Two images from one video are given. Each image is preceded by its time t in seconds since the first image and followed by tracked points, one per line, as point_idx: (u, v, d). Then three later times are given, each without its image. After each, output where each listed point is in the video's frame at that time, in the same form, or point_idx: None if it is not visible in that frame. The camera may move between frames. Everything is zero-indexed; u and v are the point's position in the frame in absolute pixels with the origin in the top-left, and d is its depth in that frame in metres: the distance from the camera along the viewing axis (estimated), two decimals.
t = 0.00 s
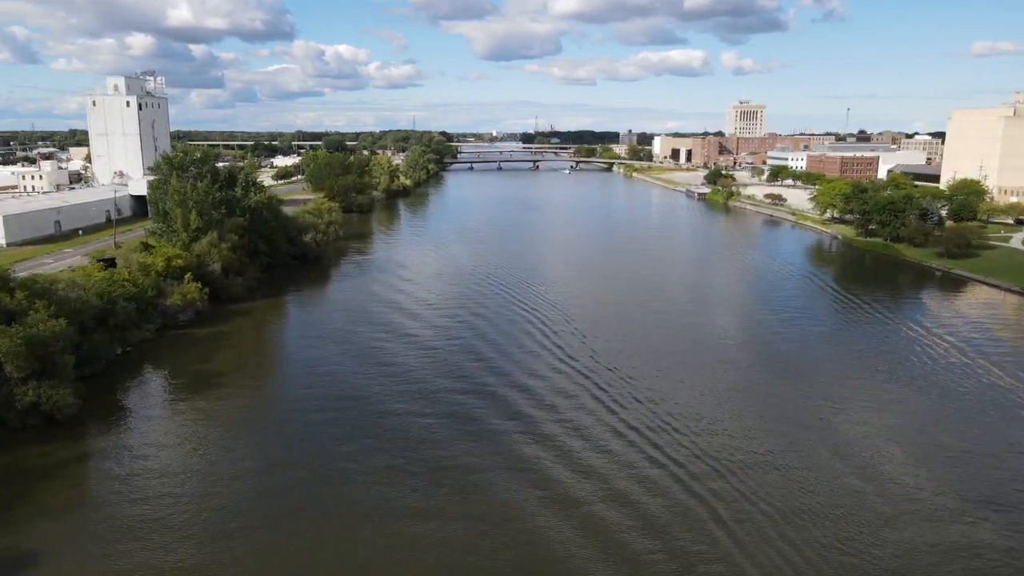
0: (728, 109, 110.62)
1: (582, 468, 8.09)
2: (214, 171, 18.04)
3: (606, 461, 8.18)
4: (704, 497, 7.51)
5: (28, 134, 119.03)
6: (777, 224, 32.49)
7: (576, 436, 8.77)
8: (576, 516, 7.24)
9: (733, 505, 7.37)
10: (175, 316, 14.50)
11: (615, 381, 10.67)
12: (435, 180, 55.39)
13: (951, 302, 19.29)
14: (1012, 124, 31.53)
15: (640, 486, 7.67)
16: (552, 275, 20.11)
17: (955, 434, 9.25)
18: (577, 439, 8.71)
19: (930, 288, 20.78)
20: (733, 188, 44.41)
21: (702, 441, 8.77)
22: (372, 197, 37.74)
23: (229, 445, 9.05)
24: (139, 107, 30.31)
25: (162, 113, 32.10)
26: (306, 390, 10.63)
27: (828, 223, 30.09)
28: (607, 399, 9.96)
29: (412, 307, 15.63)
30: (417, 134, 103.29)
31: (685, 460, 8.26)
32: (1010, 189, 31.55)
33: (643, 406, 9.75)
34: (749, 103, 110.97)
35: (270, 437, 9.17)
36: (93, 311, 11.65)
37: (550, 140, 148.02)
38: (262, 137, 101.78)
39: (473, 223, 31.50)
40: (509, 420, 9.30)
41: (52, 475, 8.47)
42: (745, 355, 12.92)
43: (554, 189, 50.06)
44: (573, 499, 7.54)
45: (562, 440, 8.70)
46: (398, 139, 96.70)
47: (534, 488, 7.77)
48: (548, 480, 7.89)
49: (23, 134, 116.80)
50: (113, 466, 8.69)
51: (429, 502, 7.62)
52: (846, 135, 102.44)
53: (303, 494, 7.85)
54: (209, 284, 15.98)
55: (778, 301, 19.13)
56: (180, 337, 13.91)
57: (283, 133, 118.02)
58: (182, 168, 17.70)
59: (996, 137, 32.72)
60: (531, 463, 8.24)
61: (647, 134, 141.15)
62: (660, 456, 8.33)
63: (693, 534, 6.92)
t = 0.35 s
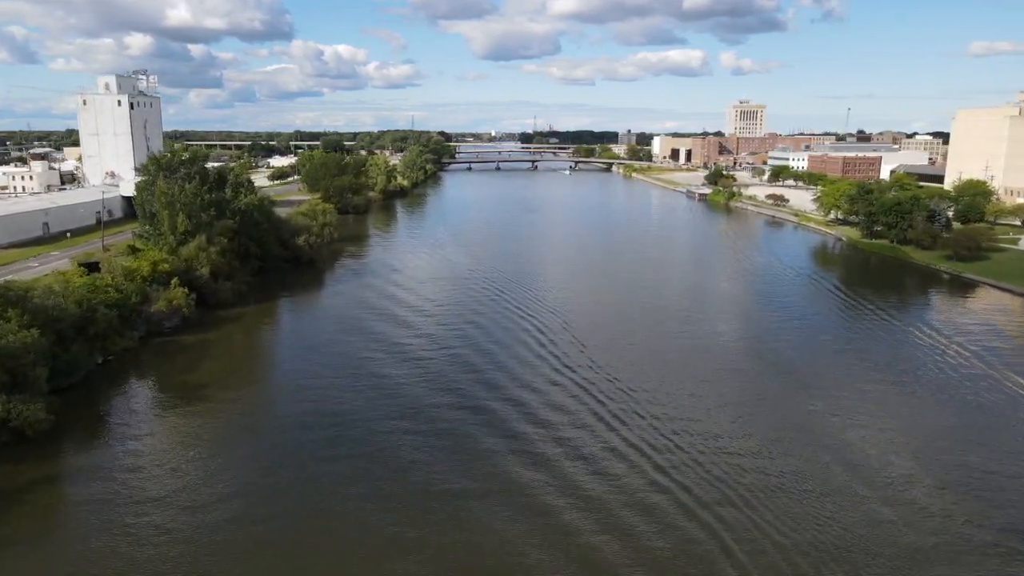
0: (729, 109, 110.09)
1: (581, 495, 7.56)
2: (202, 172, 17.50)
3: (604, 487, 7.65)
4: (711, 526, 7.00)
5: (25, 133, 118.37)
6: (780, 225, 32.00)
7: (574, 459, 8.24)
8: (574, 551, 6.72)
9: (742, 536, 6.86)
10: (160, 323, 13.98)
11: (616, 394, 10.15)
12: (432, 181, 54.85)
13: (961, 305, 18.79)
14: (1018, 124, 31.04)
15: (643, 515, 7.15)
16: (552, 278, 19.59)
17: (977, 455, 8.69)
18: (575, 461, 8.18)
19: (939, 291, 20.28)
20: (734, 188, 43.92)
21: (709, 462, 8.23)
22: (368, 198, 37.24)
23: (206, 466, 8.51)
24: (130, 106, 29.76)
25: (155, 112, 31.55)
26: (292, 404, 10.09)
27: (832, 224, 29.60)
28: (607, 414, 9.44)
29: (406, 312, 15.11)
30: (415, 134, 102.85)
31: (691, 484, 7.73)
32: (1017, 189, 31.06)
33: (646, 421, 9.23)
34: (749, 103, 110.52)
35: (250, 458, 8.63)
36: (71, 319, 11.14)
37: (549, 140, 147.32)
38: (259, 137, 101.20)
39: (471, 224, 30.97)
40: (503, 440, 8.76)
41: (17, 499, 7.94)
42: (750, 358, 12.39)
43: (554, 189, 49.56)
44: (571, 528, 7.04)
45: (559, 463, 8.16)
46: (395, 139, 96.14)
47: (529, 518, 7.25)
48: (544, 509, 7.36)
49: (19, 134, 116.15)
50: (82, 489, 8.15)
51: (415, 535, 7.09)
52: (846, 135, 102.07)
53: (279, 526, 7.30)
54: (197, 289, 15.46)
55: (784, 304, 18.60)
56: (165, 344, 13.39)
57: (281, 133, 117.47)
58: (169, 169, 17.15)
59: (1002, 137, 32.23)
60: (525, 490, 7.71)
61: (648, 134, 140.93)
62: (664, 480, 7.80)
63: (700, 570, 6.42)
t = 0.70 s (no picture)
0: (730, 109, 109.61)
1: (581, 526, 7.04)
2: (192, 173, 16.96)
3: (606, 516, 7.13)
4: (721, 560, 6.50)
5: (22, 134, 117.80)
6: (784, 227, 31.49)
7: (574, 483, 7.73)
8: None
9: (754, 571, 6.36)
10: (146, 330, 13.48)
11: (618, 408, 9.63)
12: (431, 181, 54.33)
13: (973, 309, 18.28)
14: None
15: (647, 548, 6.65)
16: (551, 280, 19.08)
17: (1003, 477, 8.15)
18: (574, 485, 7.67)
19: (949, 294, 19.75)
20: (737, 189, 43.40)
21: (718, 485, 7.71)
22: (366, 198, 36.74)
23: (182, 489, 7.98)
24: (123, 106, 29.25)
25: (148, 111, 31.03)
26: (277, 419, 9.56)
27: (837, 226, 29.10)
28: (609, 430, 8.93)
29: (402, 318, 14.60)
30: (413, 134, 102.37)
31: (699, 512, 7.20)
32: None
33: (651, 439, 8.72)
34: (750, 103, 109.91)
35: (229, 481, 8.10)
36: (48, 328, 10.66)
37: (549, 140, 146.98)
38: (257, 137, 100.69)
39: (471, 225, 30.47)
40: (498, 462, 8.23)
41: None
42: (758, 366, 11.88)
43: (554, 190, 49.05)
44: (570, 563, 6.53)
45: (558, 489, 7.64)
46: (394, 139, 95.67)
47: (525, 551, 6.74)
48: (541, 541, 6.85)
49: (17, 134, 115.66)
50: (50, 514, 7.63)
51: (402, 570, 6.57)
52: (847, 135, 101.67)
53: (257, 559, 6.78)
54: (185, 294, 14.95)
55: (791, 307, 18.06)
56: (150, 352, 12.90)
57: (279, 134, 116.84)
58: (157, 171, 16.59)
59: (1010, 137, 31.70)
60: (521, 520, 7.18)
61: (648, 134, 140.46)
62: (671, 507, 7.27)
63: None
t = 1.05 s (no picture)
0: (730, 109, 109.06)
1: (582, 560, 6.53)
2: (182, 173, 16.45)
3: (610, 553, 6.59)
4: None
5: (19, 133, 117.12)
6: (789, 227, 30.98)
7: (575, 509, 7.23)
8: None
9: None
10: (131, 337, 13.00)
11: (621, 422, 9.10)
12: (430, 182, 53.79)
13: (986, 313, 17.80)
14: None
15: None
16: (551, 283, 18.55)
17: None
18: (575, 512, 7.17)
19: (961, 298, 19.27)
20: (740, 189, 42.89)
21: (731, 514, 7.17)
22: (364, 199, 36.21)
23: (155, 514, 7.44)
24: (115, 105, 28.70)
25: (140, 110, 30.47)
26: (260, 437, 9.02)
27: (843, 228, 28.59)
28: (612, 449, 8.38)
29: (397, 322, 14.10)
30: (412, 133, 101.78)
31: (711, 547, 6.65)
32: None
33: (656, 458, 8.17)
34: (751, 102, 109.47)
35: (205, 505, 7.56)
36: (25, 337, 10.17)
37: (548, 140, 146.41)
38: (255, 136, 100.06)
39: (470, 227, 29.96)
40: (494, 487, 7.70)
41: None
42: (766, 374, 11.34)
43: (555, 190, 48.54)
44: None
45: (558, 520, 7.09)
46: (392, 138, 95.08)
47: None
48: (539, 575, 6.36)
49: (13, 133, 115.00)
50: (15, 539, 7.13)
51: None
52: (847, 136, 101.54)
53: None
54: (173, 300, 14.47)
55: (799, 310, 17.55)
56: (134, 360, 12.40)
57: (277, 133, 116.22)
58: (146, 171, 16.06)
59: (1017, 138, 31.15)
60: (518, 555, 6.64)
61: (648, 134, 139.96)
62: (680, 541, 6.72)
63: None
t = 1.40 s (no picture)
0: (731, 109, 108.53)
1: None
2: (171, 175, 15.93)
3: None
4: None
5: (16, 133, 116.50)
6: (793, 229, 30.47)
7: (576, 540, 6.73)
8: None
9: None
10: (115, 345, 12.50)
11: (625, 440, 8.59)
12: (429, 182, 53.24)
13: (999, 317, 17.32)
14: None
15: None
16: (552, 287, 18.05)
17: None
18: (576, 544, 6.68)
19: (974, 301, 18.77)
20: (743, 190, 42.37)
21: (744, 550, 6.62)
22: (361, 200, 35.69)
23: (125, 544, 6.93)
24: (107, 104, 28.15)
25: (133, 110, 29.91)
26: (241, 457, 8.49)
27: (849, 229, 28.09)
28: (614, 472, 7.84)
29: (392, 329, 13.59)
30: (411, 133, 101.17)
31: None
32: None
33: (662, 483, 7.63)
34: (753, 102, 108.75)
35: (177, 533, 7.03)
36: None
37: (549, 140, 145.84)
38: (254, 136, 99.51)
39: (470, 228, 29.46)
40: (491, 513, 7.20)
41: None
42: (776, 384, 10.77)
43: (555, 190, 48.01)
44: None
45: (556, 557, 6.55)
46: (391, 138, 94.54)
47: None
48: None
49: (11, 133, 114.36)
50: None
51: None
52: (849, 135, 101.06)
53: None
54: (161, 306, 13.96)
55: (807, 314, 17.04)
56: (118, 369, 11.90)
57: (276, 133, 115.62)
58: (132, 174, 15.54)
59: None
60: None
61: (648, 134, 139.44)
62: None
63: None
